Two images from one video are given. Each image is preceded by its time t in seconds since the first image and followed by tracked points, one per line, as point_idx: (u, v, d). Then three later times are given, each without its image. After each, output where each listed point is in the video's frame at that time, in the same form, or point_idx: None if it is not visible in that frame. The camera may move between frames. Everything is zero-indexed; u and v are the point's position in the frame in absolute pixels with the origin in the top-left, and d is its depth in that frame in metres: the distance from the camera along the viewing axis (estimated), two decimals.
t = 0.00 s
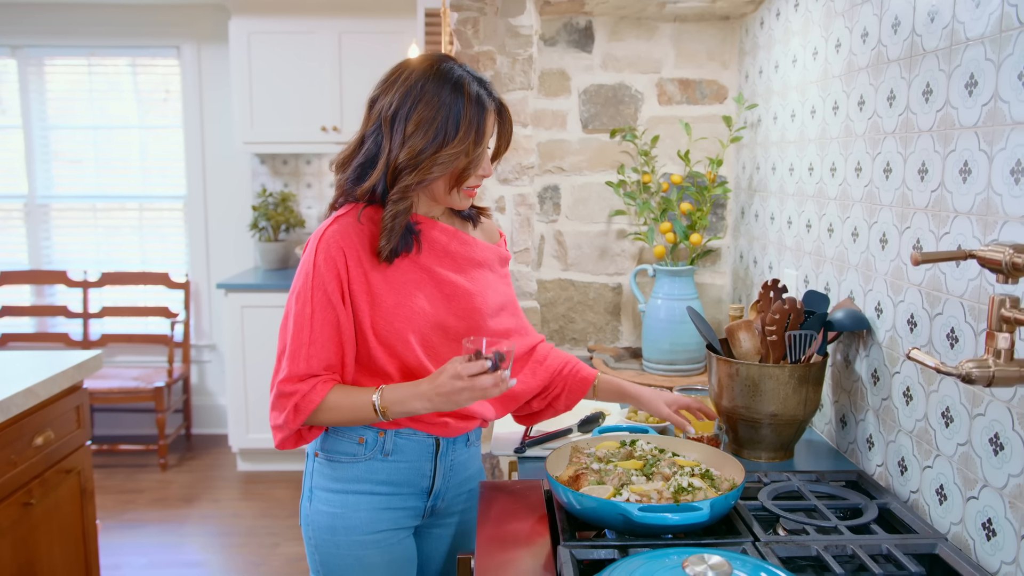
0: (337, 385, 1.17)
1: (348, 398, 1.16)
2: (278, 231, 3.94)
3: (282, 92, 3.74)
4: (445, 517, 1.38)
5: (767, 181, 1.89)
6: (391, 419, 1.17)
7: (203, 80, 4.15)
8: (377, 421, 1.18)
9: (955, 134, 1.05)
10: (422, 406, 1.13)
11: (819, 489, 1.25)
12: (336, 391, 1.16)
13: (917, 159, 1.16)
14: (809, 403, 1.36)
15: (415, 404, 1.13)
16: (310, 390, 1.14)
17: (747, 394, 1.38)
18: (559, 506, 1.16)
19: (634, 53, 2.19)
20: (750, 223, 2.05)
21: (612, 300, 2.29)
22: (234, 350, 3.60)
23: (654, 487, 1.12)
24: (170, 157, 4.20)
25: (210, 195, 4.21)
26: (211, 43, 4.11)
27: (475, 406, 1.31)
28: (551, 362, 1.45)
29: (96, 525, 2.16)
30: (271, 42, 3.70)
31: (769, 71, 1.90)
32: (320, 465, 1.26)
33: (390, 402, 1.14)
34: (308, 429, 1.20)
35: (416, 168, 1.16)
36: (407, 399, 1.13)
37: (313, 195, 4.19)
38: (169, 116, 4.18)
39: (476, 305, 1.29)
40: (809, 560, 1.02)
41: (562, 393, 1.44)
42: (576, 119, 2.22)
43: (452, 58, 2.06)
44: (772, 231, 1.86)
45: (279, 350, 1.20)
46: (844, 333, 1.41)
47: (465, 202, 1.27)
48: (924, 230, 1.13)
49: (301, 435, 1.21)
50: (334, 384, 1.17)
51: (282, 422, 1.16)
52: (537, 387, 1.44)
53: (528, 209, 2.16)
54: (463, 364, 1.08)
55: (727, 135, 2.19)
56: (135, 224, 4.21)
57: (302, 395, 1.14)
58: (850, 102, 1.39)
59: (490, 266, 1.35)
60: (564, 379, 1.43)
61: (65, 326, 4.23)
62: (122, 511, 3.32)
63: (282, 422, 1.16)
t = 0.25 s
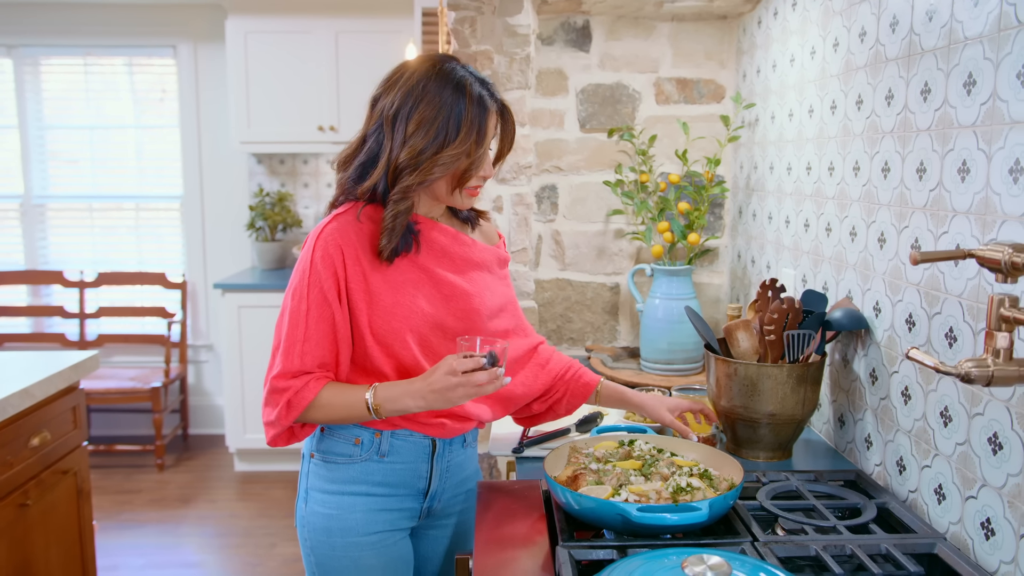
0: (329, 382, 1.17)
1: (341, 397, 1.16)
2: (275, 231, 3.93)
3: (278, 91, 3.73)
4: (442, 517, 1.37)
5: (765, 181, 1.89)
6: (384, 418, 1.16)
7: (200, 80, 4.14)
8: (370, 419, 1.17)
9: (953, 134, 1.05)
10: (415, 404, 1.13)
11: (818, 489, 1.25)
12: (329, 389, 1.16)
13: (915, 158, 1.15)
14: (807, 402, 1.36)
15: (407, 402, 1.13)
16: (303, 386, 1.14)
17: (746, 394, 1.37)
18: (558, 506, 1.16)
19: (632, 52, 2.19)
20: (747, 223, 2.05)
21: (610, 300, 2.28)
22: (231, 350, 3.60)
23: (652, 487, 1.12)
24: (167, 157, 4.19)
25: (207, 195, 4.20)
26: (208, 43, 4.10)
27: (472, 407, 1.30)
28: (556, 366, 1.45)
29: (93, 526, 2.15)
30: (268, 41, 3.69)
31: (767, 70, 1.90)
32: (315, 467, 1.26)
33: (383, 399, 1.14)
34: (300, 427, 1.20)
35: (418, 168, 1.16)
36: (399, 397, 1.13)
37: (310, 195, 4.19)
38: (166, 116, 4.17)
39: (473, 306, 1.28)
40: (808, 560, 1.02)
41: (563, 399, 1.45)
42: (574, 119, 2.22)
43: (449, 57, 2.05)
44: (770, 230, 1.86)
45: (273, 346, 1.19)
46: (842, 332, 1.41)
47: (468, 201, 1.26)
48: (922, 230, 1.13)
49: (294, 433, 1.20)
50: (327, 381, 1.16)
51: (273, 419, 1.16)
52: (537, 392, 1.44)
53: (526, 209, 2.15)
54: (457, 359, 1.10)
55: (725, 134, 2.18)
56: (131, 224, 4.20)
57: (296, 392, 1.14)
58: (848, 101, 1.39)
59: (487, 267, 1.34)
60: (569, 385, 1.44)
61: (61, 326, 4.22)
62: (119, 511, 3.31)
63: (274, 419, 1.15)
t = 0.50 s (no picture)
0: (328, 382, 1.17)
1: (340, 397, 1.15)
2: (272, 231, 3.92)
3: (276, 91, 3.72)
4: (440, 519, 1.37)
5: (764, 181, 1.89)
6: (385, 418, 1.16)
7: (197, 80, 4.13)
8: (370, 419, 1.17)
9: (953, 134, 1.05)
10: (415, 403, 1.13)
11: (817, 489, 1.24)
12: (327, 388, 1.16)
13: (915, 158, 1.15)
14: (807, 403, 1.35)
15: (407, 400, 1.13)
16: (302, 387, 1.14)
17: (745, 395, 1.37)
18: (557, 507, 1.16)
19: (631, 53, 2.19)
20: (746, 223, 2.05)
21: (609, 300, 2.28)
22: (229, 350, 3.59)
23: (652, 488, 1.12)
24: (165, 157, 4.18)
25: (205, 195, 4.19)
26: (205, 42, 4.09)
27: (470, 410, 1.29)
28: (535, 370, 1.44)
29: (90, 527, 2.15)
30: (266, 41, 3.69)
31: (766, 70, 1.90)
32: (314, 468, 1.25)
33: (383, 399, 1.14)
34: (299, 427, 1.20)
35: (385, 151, 1.15)
36: (400, 395, 1.13)
37: (308, 195, 4.18)
38: (163, 116, 4.16)
39: (472, 308, 1.28)
40: (807, 561, 1.02)
41: (551, 396, 1.44)
42: (572, 119, 2.22)
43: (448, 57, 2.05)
44: (769, 230, 1.85)
45: (274, 347, 1.19)
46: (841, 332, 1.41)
47: (460, 186, 1.23)
48: (922, 230, 1.13)
49: (293, 433, 1.20)
50: (326, 381, 1.16)
51: (273, 419, 1.16)
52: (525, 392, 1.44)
53: (524, 209, 2.15)
54: (458, 356, 1.09)
55: (724, 134, 2.18)
56: (128, 224, 4.19)
57: (295, 392, 1.14)
58: (848, 101, 1.39)
59: (486, 269, 1.34)
60: (551, 381, 1.44)
61: (58, 326, 4.21)
62: (116, 512, 3.30)
63: (273, 419, 1.16)
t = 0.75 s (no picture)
0: (318, 380, 1.16)
1: (320, 396, 1.12)
2: (270, 230, 3.92)
3: (274, 90, 3.72)
4: (437, 523, 1.35)
5: (763, 181, 1.89)
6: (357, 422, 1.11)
7: (195, 80, 4.12)
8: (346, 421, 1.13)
9: (953, 134, 1.04)
10: (378, 411, 1.07)
11: (816, 490, 1.24)
12: (314, 386, 1.14)
13: (915, 158, 1.15)
14: (806, 403, 1.35)
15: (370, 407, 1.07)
16: (290, 382, 1.14)
17: (744, 395, 1.37)
18: (557, 508, 1.16)
19: (630, 52, 2.18)
20: (745, 223, 2.05)
21: (607, 301, 2.28)
22: (227, 350, 3.58)
23: (651, 488, 1.11)
24: (162, 156, 4.17)
25: (202, 194, 4.19)
26: (203, 42, 4.08)
27: (466, 412, 1.29)
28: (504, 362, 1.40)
29: (87, 528, 2.14)
30: (263, 41, 3.68)
31: (765, 70, 1.89)
32: (309, 468, 1.25)
33: (354, 402, 1.09)
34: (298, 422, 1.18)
35: (345, 153, 1.26)
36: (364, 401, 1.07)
37: (306, 195, 4.18)
38: (161, 115, 4.16)
39: (472, 310, 1.27)
40: (807, 562, 1.02)
41: (521, 383, 1.41)
42: (571, 119, 2.21)
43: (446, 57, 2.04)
44: (768, 230, 1.85)
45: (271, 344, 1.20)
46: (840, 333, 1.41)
47: (428, 175, 1.25)
48: (921, 230, 1.13)
49: (293, 427, 1.19)
50: (313, 379, 1.15)
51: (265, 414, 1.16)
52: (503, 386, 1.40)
53: (523, 209, 2.14)
54: (405, 372, 1.04)
55: (723, 134, 2.18)
56: (126, 224, 4.18)
57: (283, 387, 1.14)
58: (847, 101, 1.39)
59: (486, 273, 1.34)
60: (518, 369, 1.41)
61: (55, 326, 4.20)
62: (114, 512, 3.30)
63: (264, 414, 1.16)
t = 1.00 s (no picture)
0: (301, 382, 1.17)
1: (302, 399, 1.14)
2: (269, 231, 3.91)
3: (272, 91, 3.71)
4: (433, 528, 1.33)
5: (762, 183, 1.89)
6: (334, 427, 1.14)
7: (193, 80, 4.12)
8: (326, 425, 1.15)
9: (953, 136, 1.04)
10: (349, 419, 1.09)
11: (816, 492, 1.24)
12: (297, 388, 1.16)
13: (915, 160, 1.15)
14: (806, 405, 1.35)
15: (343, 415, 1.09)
16: (273, 383, 1.16)
17: (743, 397, 1.37)
18: (557, 510, 1.16)
19: (629, 54, 2.18)
20: (744, 225, 2.05)
21: (607, 302, 2.28)
22: (225, 351, 3.57)
23: (651, 490, 1.11)
24: (160, 157, 4.17)
25: (201, 195, 4.18)
26: (202, 42, 4.08)
27: (459, 415, 1.27)
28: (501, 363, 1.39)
29: (85, 530, 2.14)
30: (262, 41, 3.68)
31: (764, 72, 1.89)
32: (301, 471, 1.24)
33: (329, 410, 1.11)
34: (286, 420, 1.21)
35: (340, 153, 1.26)
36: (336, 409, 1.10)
37: (304, 196, 4.17)
38: (159, 115, 4.15)
39: (464, 312, 1.26)
40: (807, 564, 1.02)
41: (517, 384, 1.41)
42: (570, 120, 2.21)
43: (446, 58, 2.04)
44: (768, 232, 1.85)
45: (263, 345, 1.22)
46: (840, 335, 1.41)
47: (415, 179, 1.24)
48: (921, 232, 1.13)
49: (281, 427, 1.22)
50: (296, 381, 1.17)
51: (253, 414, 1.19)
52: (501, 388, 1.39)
53: (522, 210, 2.13)
54: (378, 378, 1.04)
55: (722, 136, 2.18)
56: (124, 224, 4.17)
57: (266, 388, 1.16)
58: (847, 103, 1.39)
59: (481, 276, 1.32)
60: (515, 371, 1.40)
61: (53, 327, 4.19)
62: (111, 514, 3.29)
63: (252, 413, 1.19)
